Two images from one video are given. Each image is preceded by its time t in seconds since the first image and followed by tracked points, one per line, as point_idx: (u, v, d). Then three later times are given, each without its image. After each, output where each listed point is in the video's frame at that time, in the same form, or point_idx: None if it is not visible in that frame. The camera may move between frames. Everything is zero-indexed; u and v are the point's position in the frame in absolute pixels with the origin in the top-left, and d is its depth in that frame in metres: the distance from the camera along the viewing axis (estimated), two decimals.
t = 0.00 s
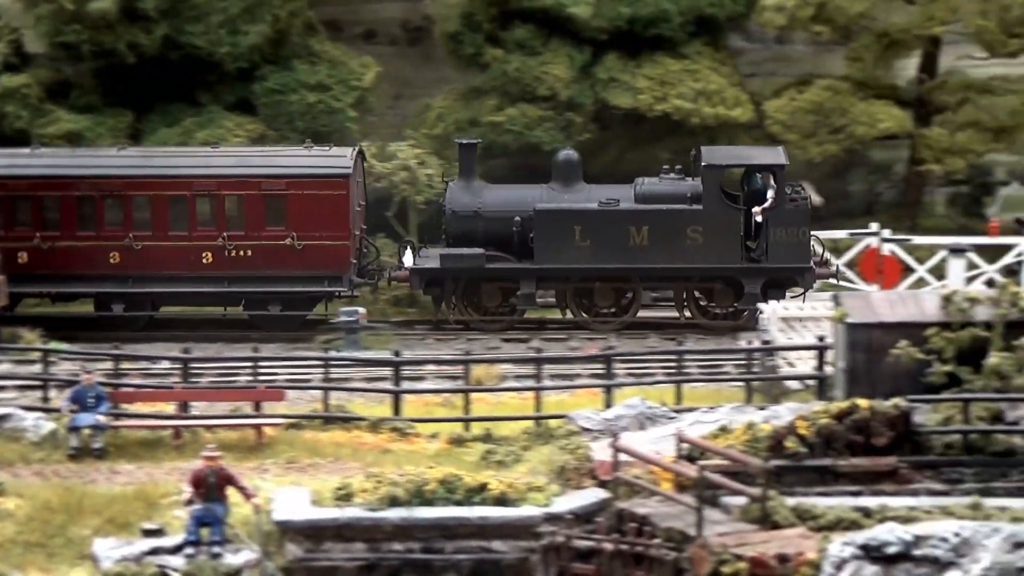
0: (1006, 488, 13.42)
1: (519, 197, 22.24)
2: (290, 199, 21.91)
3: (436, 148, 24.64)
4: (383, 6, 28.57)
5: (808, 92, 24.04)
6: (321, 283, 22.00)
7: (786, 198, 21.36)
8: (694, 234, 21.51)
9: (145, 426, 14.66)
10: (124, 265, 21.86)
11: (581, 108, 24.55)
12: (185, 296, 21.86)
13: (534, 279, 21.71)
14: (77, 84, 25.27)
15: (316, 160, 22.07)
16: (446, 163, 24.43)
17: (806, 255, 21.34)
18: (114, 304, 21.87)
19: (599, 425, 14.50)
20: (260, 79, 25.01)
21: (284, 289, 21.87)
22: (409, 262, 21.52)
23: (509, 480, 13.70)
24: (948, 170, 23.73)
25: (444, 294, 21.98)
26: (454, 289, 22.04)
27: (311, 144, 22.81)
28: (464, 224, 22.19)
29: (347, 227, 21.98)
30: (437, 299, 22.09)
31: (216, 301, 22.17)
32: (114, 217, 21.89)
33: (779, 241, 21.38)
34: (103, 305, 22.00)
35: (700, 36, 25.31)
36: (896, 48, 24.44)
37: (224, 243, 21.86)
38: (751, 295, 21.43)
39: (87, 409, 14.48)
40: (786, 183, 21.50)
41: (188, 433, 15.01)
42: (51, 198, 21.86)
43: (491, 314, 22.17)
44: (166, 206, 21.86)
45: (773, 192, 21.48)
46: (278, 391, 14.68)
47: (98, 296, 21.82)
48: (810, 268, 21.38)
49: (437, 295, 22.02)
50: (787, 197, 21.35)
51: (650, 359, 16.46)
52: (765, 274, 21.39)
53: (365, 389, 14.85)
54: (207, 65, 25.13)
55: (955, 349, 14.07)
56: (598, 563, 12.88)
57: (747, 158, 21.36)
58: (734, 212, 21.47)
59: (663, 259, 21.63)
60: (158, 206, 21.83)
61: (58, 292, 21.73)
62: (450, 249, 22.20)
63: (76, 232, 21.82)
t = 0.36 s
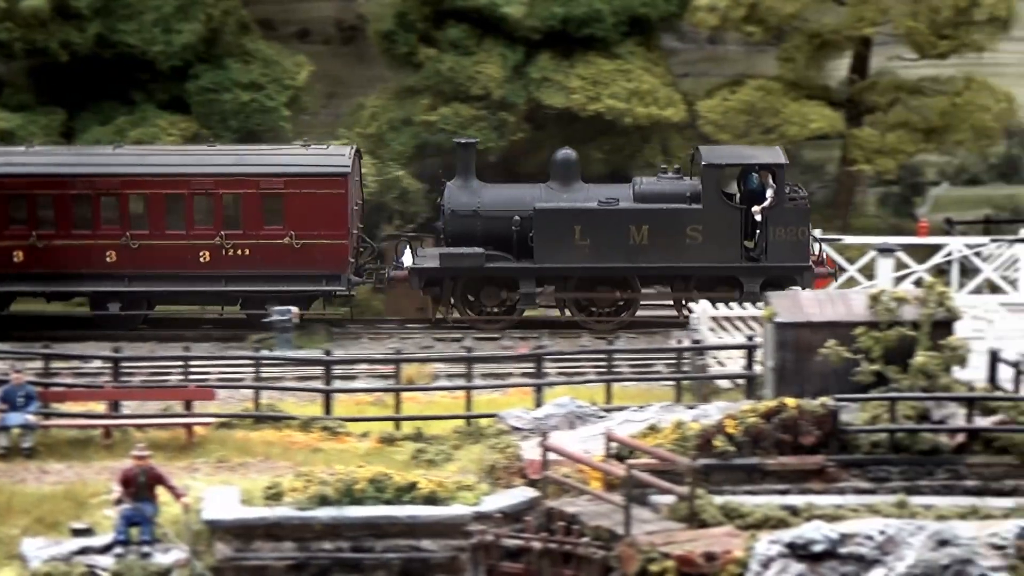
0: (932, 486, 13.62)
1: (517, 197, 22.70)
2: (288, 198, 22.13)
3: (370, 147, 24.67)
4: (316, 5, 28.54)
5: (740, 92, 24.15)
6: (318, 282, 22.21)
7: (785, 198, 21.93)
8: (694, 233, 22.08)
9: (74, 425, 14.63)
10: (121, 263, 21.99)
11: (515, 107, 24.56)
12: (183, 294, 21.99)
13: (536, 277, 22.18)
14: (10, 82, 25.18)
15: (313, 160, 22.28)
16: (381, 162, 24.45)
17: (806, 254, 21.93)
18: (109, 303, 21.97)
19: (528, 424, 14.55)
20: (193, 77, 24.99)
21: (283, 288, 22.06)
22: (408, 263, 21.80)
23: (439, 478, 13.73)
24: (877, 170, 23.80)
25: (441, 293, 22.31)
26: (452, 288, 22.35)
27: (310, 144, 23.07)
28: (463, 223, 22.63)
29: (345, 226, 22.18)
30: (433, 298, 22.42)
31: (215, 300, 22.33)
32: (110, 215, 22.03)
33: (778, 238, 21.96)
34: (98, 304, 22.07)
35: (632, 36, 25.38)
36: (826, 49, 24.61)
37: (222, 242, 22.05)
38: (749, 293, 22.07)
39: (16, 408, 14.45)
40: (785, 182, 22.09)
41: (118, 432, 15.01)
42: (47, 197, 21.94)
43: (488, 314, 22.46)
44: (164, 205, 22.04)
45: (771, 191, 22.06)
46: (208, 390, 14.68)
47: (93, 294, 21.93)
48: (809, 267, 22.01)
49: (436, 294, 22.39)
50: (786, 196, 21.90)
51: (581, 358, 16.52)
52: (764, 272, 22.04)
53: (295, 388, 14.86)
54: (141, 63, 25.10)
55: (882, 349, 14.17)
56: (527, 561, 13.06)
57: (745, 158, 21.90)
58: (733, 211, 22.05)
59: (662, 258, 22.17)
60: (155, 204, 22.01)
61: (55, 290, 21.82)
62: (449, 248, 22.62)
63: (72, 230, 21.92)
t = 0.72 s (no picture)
0: (865, 481, 13.70)
1: (519, 193, 22.16)
2: (291, 194, 21.43)
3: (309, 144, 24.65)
4: (256, 2, 28.50)
5: (678, 90, 24.22)
6: (322, 278, 21.50)
7: (788, 195, 21.63)
8: (697, 230, 21.68)
9: (8, 424, 14.58)
10: (122, 261, 21.30)
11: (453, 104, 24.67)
12: (184, 292, 21.30)
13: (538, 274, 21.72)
14: None
15: (317, 155, 21.55)
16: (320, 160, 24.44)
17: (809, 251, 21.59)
18: (110, 300, 21.26)
19: (465, 420, 14.59)
20: (132, 74, 24.95)
21: (286, 284, 21.34)
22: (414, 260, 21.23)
23: (375, 475, 13.74)
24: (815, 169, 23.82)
25: (444, 291, 21.69)
26: (455, 286, 21.73)
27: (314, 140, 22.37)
28: (466, 220, 21.99)
29: (348, 222, 21.49)
30: (436, 296, 21.77)
31: (217, 298, 21.57)
32: (111, 212, 21.34)
33: (780, 235, 21.65)
34: (99, 301, 21.33)
35: (571, 32, 25.47)
36: (764, 46, 24.71)
37: (224, 239, 21.36)
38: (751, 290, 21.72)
39: None
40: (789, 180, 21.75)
41: (55, 430, 14.90)
42: (47, 194, 21.25)
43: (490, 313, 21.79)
44: (166, 201, 21.35)
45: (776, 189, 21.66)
46: (144, 388, 14.69)
47: (94, 292, 21.23)
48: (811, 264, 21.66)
49: (438, 291, 21.67)
50: (789, 192, 21.59)
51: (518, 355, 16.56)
52: (766, 269, 21.68)
53: (231, 386, 14.85)
54: (79, 60, 25.03)
55: (816, 345, 14.28)
56: (462, 558, 13.15)
57: (751, 154, 21.54)
58: (737, 208, 21.68)
59: (666, 254, 21.76)
60: (157, 201, 21.32)
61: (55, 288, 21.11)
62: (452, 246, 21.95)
63: (72, 227, 21.24)
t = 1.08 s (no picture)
0: (796, 477, 13.74)
1: (518, 191, 22.21)
2: (291, 192, 21.28)
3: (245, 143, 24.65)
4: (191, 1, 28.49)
5: (613, 88, 24.31)
6: (324, 278, 21.30)
7: (787, 192, 21.93)
8: (699, 228, 21.88)
9: None
10: (121, 261, 21.13)
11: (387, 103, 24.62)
12: (186, 292, 21.11)
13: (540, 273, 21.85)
14: None
15: (317, 155, 21.46)
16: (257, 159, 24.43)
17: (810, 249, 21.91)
18: (109, 301, 21.06)
19: (397, 419, 14.65)
20: (66, 74, 24.89)
21: (288, 284, 21.14)
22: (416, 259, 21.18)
23: (307, 474, 13.75)
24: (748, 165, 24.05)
25: (445, 290, 21.59)
26: (455, 285, 21.64)
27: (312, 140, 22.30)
28: (466, 218, 21.98)
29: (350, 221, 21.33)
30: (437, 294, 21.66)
31: (218, 299, 21.35)
32: (110, 213, 21.14)
33: (780, 232, 21.91)
34: (97, 303, 21.14)
35: (505, 31, 25.55)
36: (697, 45, 24.83)
37: (224, 238, 21.19)
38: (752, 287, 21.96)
39: None
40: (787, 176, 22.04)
41: None
42: (45, 194, 21.05)
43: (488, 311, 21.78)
44: (166, 201, 21.18)
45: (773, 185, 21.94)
46: (76, 389, 14.64)
47: (93, 292, 21.02)
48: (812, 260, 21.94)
49: (439, 290, 21.59)
50: (788, 189, 21.93)
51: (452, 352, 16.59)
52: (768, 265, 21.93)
53: (164, 385, 14.85)
54: (13, 60, 24.96)
55: (747, 341, 14.40)
56: (394, 556, 13.12)
57: (750, 152, 21.82)
58: (737, 205, 21.91)
59: (665, 252, 21.96)
60: (156, 200, 21.15)
61: (54, 289, 20.91)
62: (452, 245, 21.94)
63: (72, 227, 21.03)
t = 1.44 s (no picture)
0: (728, 467, 13.75)
1: (519, 183, 23.21)
2: (292, 186, 22.32)
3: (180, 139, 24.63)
4: None
5: (547, 82, 24.37)
6: (324, 270, 22.40)
7: (788, 183, 22.84)
8: (699, 219, 22.84)
9: None
10: (123, 255, 22.13)
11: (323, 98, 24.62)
12: (184, 284, 22.18)
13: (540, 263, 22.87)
14: None
15: (314, 149, 22.48)
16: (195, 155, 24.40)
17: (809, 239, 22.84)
18: (110, 295, 22.06)
19: (331, 412, 14.67)
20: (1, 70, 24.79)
21: (287, 277, 22.26)
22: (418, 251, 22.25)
23: (240, 467, 13.74)
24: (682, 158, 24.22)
25: (448, 280, 22.69)
26: (457, 276, 22.77)
27: (313, 133, 23.33)
28: (468, 210, 23.02)
29: (349, 214, 22.40)
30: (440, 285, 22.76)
31: (219, 290, 22.46)
32: (110, 207, 22.12)
33: (780, 223, 22.87)
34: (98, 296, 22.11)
35: (440, 26, 25.62)
36: (632, 39, 24.90)
37: (225, 232, 22.26)
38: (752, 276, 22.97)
39: None
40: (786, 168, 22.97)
41: None
42: (46, 189, 22.01)
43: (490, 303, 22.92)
44: (166, 195, 22.19)
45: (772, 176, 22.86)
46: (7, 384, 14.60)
47: (95, 286, 22.03)
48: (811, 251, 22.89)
49: (440, 282, 22.71)
50: (790, 181, 22.80)
51: (388, 346, 16.63)
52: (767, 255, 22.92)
53: (97, 380, 14.83)
54: None
55: (679, 332, 14.41)
56: (327, 549, 13.07)
57: (748, 144, 22.72)
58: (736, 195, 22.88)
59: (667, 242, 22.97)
60: (157, 195, 22.16)
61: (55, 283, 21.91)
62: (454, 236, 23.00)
63: (74, 222, 22.01)
